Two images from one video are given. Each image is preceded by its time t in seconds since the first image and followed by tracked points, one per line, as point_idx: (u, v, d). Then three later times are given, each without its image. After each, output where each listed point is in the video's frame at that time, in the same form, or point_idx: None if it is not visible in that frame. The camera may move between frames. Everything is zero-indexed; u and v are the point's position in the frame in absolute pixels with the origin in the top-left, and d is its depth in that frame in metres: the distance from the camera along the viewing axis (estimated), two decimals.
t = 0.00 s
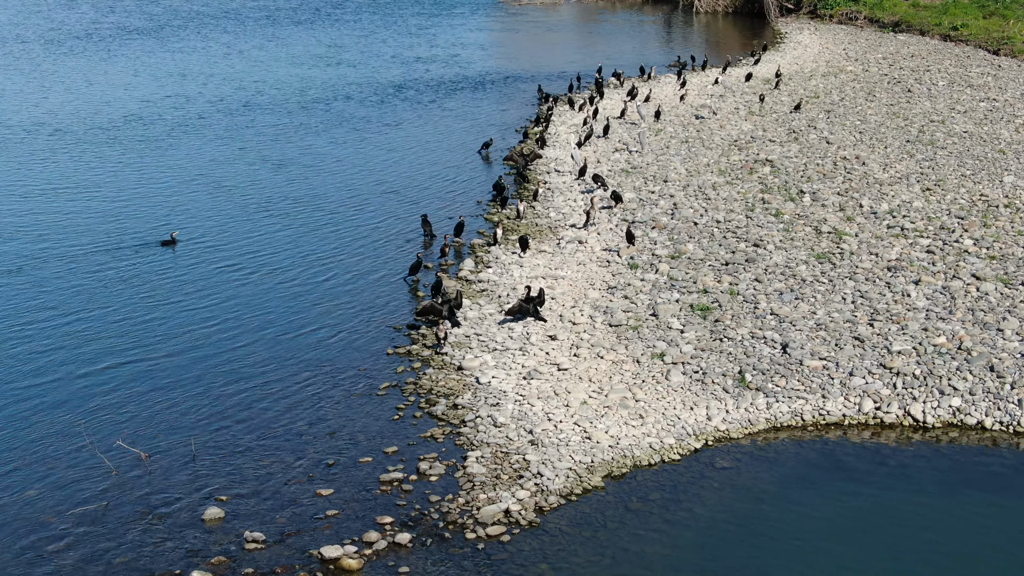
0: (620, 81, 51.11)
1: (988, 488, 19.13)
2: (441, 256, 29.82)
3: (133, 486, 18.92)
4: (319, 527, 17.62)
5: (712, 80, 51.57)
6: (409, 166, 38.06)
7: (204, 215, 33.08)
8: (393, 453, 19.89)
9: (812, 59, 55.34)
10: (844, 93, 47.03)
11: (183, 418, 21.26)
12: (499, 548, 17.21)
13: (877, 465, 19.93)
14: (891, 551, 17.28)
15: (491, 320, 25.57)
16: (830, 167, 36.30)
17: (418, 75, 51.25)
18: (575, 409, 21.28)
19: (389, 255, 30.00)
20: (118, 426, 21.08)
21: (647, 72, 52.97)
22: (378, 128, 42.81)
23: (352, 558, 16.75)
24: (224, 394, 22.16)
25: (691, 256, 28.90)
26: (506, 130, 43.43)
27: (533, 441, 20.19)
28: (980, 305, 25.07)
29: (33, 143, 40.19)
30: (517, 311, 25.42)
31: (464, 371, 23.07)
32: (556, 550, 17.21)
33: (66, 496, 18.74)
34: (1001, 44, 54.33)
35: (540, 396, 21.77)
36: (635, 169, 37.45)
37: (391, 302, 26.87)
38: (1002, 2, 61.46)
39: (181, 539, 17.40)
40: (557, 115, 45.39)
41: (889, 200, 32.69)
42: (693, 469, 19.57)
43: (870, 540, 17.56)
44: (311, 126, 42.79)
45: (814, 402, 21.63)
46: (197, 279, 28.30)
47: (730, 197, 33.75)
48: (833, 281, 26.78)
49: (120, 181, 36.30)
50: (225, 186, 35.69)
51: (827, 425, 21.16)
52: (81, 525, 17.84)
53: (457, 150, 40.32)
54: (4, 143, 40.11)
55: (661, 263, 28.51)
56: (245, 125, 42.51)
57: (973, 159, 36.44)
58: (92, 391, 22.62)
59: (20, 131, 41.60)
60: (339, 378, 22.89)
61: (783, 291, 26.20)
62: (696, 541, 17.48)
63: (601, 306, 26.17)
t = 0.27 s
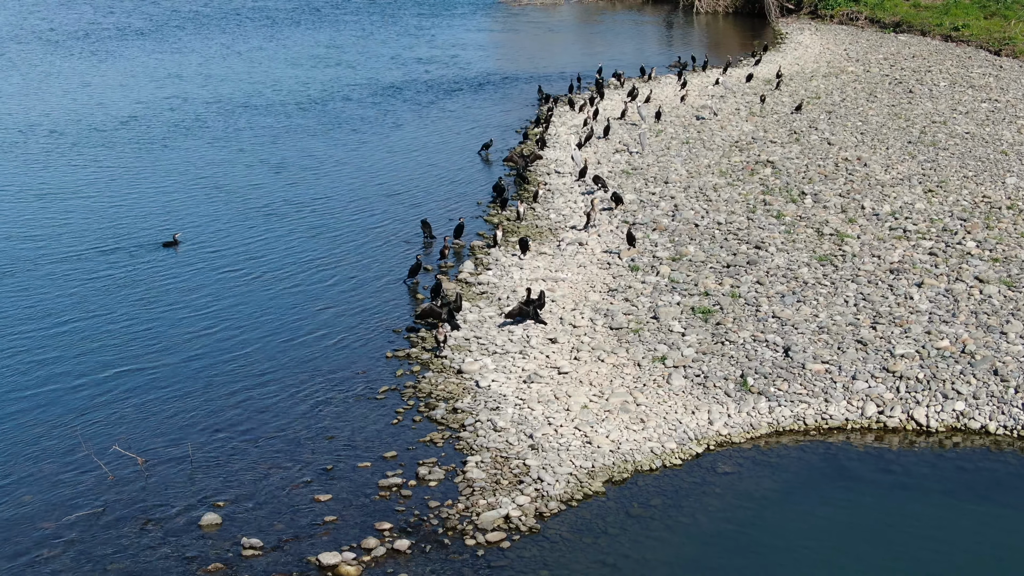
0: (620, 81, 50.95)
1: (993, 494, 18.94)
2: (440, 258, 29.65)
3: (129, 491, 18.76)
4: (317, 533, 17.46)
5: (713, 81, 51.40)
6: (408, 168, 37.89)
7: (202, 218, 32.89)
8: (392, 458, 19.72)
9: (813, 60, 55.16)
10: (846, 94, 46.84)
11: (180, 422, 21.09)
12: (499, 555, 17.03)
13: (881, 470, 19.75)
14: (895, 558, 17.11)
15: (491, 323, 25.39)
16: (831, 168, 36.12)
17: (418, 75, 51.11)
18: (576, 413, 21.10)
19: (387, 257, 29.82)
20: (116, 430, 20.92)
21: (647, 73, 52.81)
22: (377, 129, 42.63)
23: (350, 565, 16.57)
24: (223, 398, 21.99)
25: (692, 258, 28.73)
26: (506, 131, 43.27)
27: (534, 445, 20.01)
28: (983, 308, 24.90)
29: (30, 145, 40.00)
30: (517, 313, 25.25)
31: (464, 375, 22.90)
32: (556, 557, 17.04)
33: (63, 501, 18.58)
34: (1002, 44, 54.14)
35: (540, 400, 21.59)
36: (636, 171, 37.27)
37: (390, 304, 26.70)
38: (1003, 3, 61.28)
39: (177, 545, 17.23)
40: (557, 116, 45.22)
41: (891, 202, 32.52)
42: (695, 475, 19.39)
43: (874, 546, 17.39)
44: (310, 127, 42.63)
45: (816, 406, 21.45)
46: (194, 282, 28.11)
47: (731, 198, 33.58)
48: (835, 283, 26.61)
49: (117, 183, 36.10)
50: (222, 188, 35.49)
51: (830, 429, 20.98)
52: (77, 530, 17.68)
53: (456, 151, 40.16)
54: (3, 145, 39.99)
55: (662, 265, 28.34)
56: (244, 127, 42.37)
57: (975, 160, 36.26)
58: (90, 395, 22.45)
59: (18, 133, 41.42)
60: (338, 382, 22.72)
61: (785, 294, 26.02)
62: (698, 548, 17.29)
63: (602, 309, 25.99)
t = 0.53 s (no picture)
0: (621, 82, 50.78)
1: (997, 499, 18.75)
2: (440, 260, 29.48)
3: (126, 496, 18.58)
4: (315, 539, 17.28)
5: (713, 82, 51.22)
6: (408, 169, 37.72)
7: (200, 220, 32.68)
8: (391, 462, 19.54)
9: (814, 60, 54.98)
10: (847, 95, 46.65)
11: (178, 426, 20.92)
12: (499, 561, 16.85)
13: (884, 474, 19.57)
14: (899, 565, 16.92)
15: (491, 326, 25.22)
16: (833, 170, 35.93)
17: (417, 76, 50.95)
18: (576, 417, 20.92)
19: (386, 259, 29.62)
20: (113, 434, 20.75)
21: (648, 73, 52.65)
22: (376, 130, 42.44)
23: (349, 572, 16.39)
24: (221, 402, 21.82)
25: (694, 260, 28.55)
26: (506, 132, 43.10)
27: (534, 450, 19.84)
28: (986, 311, 24.71)
29: (27, 147, 39.80)
30: (518, 316, 25.08)
31: (464, 378, 22.71)
32: (557, 563, 16.85)
33: (59, 506, 18.41)
34: (1004, 45, 53.96)
35: (541, 404, 21.41)
36: (637, 172, 37.09)
37: (389, 306, 26.53)
38: (1004, 3, 61.11)
39: (174, 551, 17.06)
40: (557, 117, 45.05)
41: (893, 203, 32.33)
42: (697, 479, 19.21)
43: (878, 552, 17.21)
44: (310, 128, 42.46)
45: (819, 410, 21.27)
46: (191, 286, 27.89)
47: (733, 199, 33.40)
48: (838, 286, 26.43)
49: (114, 185, 35.91)
50: (220, 191, 35.29)
51: (833, 433, 20.79)
52: (73, 536, 17.50)
53: (456, 152, 39.98)
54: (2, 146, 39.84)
55: (663, 267, 28.17)
56: (243, 128, 42.22)
57: (977, 161, 36.08)
58: (86, 399, 22.24)
59: (14, 135, 41.24)
60: (336, 385, 22.54)
61: (788, 296, 25.84)
62: (700, 554, 17.11)
63: (603, 311, 25.82)
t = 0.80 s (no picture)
0: (621, 82, 50.61)
1: (1002, 504, 18.58)
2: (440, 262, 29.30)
3: (123, 501, 18.40)
4: (313, 545, 17.10)
5: (714, 82, 51.04)
6: (408, 170, 37.55)
7: (197, 221, 32.47)
8: (390, 466, 19.37)
9: (815, 61, 54.81)
10: (848, 96, 46.48)
11: (175, 430, 20.74)
12: (499, 567, 16.67)
13: (888, 479, 19.39)
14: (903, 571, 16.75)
15: (491, 328, 25.04)
16: (835, 171, 35.75)
17: (417, 76, 50.79)
18: (577, 421, 20.74)
19: (385, 261, 29.42)
20: (110, 438, 20.57)
21: (648, 73, 52.50)
22: (376, 131, 42.26)
23: None
24: (219, 405, 21.64)
25: (695, 262, 28.37)
26: (506, 132, 42.93)
27: (535, 454, 19.66)
28: (990, 313, 24.54)
29: (24, 148, 39.60)
30: (518, 318, 24.91)
31: (464, 381, 22.53)
32: (557, 569, 16.68)
33: (55, 511, 18.23)
34: (1005, 45, 53.78)
35: (541, 408, 21.23)
36: (637, 173, 36.91)
37: (389, 309, 26.35)
38: (1005, 4, 60.95)
39: (171, 557, 16.88)
40: (557, 118, 44.88)
41: (895, 204, 32.16)
42: (699, 484, 19.04)
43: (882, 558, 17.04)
44: (309, 129, 42.29)
45: (822, 414, 21.09)
46: (188, 289, 27.67)
47: (734, 201, 33.23)
48: (840, 288, 26.26)
49: (111, 186, 35.70)
50: (218, 192, 35.08)
51: (836, 438, 20.62)
52: (69, 541, 17.33)
53: (456, 153, 39.81)
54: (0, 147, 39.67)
55: (664, 269, 28.00)
56: (242, 129, 42.08)
57: (980, 162, 35.91)
58: (81, 403, 22.03)
59: (11, 136, 41.05)
60: (335, 388, 22.37)
61: (790, 299, 25.67)
62: (702, 561, 16.93)
63: (604, 313, 25.64)
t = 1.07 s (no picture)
0: (621, 82, 50.45)
1: (1006, 511, 18.39)
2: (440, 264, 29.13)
3: (120, 506, 18.23)
4: (312, 551, 16.93)
5: (715, 82, 50.88)
6: (408, 171, 37.38)
7: (196, 224, 32.28)
8: (390, 471, 19.19)
9: (816, 61, 54.65)
10: (849, 96, 46.31)
11: (174, 434, 20.56)
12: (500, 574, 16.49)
13: (892, 484, 19.21)
14: None
15: (492, 330, 24.87)
16: (837, 172, 35.57)
17: (418, 77, 50.63)
18: (579, 425, 20.56)
19: (385, 263, 29.22)
20: (108, 442, 20.39)
21: (649, 74, 52.33)
22: (376, 131, 42.10)
23: None
24: (218, 409, 21.48)
25: (697, 264, 28.19)
26: (506, 133, 42.77)
27: (536, 458, 19.49)
28: (994, 316, 24.37)
29: (21, 149, 39.42)
30: (518, 320, 24.73)
31: (464, 385, 22.35)
32: None
33: (51, 517, 18.07)
34: (1006, 46, 53.61)
35: (542, 411, 21.06)
36: (638, 174, 36.74)
37: (388, 311, 26.18)
38: (1006, 4, 60.81)
39: (168, 563, 16.72)
40: (558, 118, 44.70)
41: (898, 206, 31.98)
42: (701, 489, 18.86)
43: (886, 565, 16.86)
44: (308, 130, 42.12)
45: (825, 418, 20.91)
46: (187, 292, 27.48)
47: (736, 202, 33.05)
48: (843, 290, 26.08)
49: (109, 188, 35.52)
50: (217, 194, 34.87)
51: (839, 442, 20.44)
52: (66, 547, 17.16)
53: (456, 154, 39.64)
54: None
55: (666, 271, 27.82)
56: (241, 130, 41.90)
57: (982, 163, 35.74)
58: (79, 407, 21.85)
59: (9, 137, 40.89)
60: (334, 391, 22.19)
61: (792, 301, 25.50)
62: (705, 567, 16.75)
63: (605, 316, 25.47)
